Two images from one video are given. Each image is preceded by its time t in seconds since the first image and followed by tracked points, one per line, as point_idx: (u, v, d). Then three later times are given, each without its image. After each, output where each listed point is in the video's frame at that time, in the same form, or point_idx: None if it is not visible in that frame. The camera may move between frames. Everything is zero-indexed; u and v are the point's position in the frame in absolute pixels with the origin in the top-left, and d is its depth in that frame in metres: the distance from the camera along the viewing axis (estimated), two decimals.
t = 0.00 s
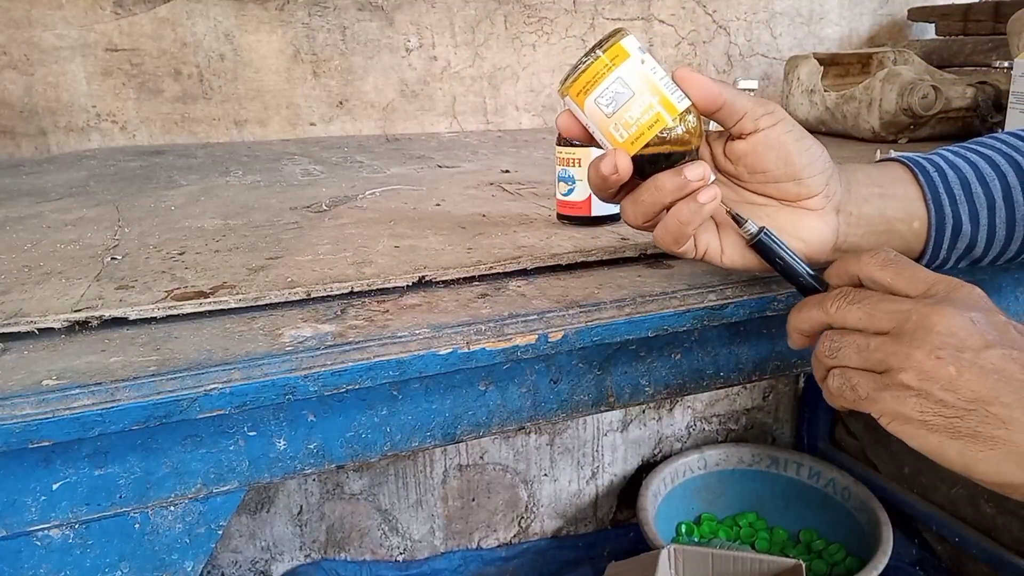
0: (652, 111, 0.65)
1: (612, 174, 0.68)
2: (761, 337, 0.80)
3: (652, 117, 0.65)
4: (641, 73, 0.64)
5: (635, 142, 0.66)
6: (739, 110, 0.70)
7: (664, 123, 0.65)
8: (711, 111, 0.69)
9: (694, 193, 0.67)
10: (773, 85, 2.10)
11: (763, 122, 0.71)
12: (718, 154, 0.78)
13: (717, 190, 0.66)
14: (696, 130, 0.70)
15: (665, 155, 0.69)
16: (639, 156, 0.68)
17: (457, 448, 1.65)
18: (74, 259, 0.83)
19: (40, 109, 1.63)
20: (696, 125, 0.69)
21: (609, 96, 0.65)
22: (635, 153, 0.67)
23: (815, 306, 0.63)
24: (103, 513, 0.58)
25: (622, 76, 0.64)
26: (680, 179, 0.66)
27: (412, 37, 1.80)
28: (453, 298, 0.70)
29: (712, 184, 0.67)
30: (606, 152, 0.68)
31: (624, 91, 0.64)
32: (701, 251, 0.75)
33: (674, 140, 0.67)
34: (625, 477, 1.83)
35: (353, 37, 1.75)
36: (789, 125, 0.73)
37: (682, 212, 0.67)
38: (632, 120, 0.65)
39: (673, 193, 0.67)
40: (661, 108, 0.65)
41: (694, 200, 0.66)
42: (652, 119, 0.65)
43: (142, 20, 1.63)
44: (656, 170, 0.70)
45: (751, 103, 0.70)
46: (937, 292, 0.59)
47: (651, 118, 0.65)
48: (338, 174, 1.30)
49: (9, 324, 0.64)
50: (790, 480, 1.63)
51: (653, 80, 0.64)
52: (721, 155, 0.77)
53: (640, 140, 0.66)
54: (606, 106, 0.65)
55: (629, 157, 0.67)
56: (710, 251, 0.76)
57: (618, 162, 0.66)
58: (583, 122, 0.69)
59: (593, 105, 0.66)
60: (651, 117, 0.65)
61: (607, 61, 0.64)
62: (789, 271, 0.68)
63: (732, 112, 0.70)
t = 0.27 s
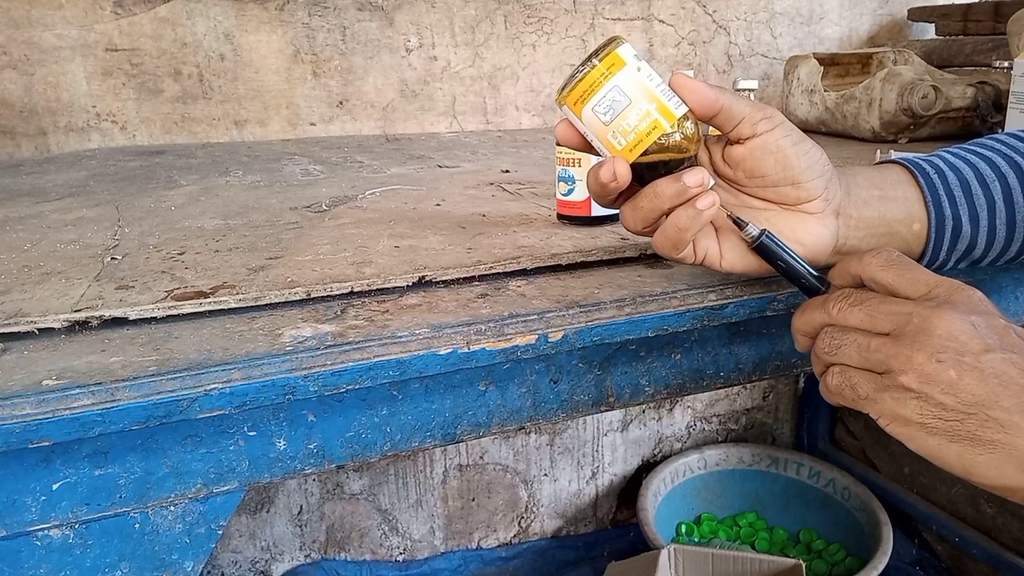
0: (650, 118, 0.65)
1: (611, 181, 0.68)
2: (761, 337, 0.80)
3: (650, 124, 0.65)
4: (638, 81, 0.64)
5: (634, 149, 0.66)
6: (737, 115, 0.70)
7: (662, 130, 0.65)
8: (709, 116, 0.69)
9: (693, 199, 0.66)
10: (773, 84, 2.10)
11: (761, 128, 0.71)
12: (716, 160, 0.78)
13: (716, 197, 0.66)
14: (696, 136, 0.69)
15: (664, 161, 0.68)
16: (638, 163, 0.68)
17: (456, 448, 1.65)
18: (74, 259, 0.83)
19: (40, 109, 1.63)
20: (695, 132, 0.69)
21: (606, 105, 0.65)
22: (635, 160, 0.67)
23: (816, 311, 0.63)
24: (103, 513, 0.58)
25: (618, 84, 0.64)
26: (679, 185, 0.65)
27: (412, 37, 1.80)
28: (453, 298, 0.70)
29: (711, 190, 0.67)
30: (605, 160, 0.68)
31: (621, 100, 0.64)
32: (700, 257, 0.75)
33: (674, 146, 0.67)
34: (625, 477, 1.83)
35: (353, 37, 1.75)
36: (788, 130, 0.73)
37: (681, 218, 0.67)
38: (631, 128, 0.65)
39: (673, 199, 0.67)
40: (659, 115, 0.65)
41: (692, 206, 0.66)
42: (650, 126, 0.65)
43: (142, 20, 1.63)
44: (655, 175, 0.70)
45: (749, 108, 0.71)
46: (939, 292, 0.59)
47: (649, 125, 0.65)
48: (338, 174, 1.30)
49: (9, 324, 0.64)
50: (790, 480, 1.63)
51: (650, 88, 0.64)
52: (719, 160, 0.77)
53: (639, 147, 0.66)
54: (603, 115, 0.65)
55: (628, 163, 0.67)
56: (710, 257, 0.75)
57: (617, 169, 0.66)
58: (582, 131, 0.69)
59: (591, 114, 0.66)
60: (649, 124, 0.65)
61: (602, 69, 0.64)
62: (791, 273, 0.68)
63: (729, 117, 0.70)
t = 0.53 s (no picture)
0: (651, 122, 0.65)
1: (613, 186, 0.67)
2: (761, 337, 0.80)
3: (652, 128, 0.65)
4: (639, 85, 0.64)
5: (636, 153, 0.66)
6: (738, 118, 0.70)
7: (664, 134, 0.65)
8: (711, 119, 0.69)
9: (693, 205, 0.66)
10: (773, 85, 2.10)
11: (763, 131, 0.71)
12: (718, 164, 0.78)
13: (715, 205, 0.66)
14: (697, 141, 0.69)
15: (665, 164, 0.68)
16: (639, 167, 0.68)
17: (456, 448, 1.65)
18: (74, 259, 0.83)
19: (40, 109, 1.63)
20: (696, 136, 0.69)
21: (608, 109, 0.65)
22: (636, 165, 0.67)
23: (823, 313, 0.63)
24: (103, 513, 0.58)
25: (620, 88, 0.64)
26: (679, 191, 0.65)
27: (412, 37, 1.80)
28: (453, 298, 0.70)
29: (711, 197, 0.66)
30: (606, 165, 0.68)
31: (623, 104, 0.64)
32: (700, 263, 0.74)
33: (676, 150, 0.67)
34: (625, 477, 1.83)
35: (353, 37, 1.75)
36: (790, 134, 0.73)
37: (680, 225, 0.67)
38: (632, 132, 0.65)
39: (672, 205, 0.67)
40: (660, 118, 0.64)
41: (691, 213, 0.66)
42: (652, 130, 0.65)
43: (142, 20, 1.63)
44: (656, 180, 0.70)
45: (750, 111, 0.70)
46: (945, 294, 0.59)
47: (651, 129, 0.65)
48: (338, 174, 1.30)
49: (9, 324, 0.64)
50: (790, 480, 1.63)
51: (651, 92, 0.64)
52: (721, 164, 0.77)
53: (641, 151, 0.66)
54: (605, 119, 0.65)
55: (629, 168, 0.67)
56: (710, 263, 0.74)
57: (618, 174, 0.66)
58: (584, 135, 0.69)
59: (592, 118, 0.66)
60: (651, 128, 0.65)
61: (603, 74, 0.64)
62: (794, 275, 0.68)
63: (730, 120, 0.70)
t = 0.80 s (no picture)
0: (649, 124, 0.65)
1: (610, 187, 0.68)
2: (761, 337, 0.80)
3: (649, 129, 0.65)
4: (636, 86, 0.64)
5: (634, 154, 0.66)
6: (735, 118, 0.70)
7: (661, 135, 0.65)
8: (707, 119, 0.70)
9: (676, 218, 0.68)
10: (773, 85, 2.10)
11: (759, 131, 0.71)
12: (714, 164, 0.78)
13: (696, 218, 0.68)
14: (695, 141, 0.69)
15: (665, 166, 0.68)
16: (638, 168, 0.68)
17: (457, 448, 1.65)
18: (74, 259, 0.83)
19: (40, 109, 1.63)
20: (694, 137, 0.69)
21: (605, 111, 0.65)
22: (634, 166, 0.67)
23: (818, 313, 0.63)
24: (103, 513, 0.58)
25: (617, 90, 0.64)
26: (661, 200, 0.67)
27: (412, 37, 1.80)
28: (453, 298, 0.70)
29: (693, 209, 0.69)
30: (604, 165, 0.68)
31: (620, 105, 0.64)
32: (692, 268, 0.75)
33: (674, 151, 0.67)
34: (625, 477, 1.83)
35: (353, 37, 1.75)
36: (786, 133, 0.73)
37: (664, 237, 0.69)
38: (630, 133, 0.65)
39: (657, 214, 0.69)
40: (658, 119, 0.65)
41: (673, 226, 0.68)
42: (649, 131, 0.65)
43: (142, 20, 1.63)
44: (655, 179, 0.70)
45: (746, 111, 0.71)
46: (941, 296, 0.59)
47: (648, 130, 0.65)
48: (338, 174, 1.30)
49: (9, 324, 0.64)
50: (790, 480, 1.63)
51: (648, 93, 0.64)
52: (717, 163, 0.78)
53: (638, 152, 0.66)
54: (602, 121, 0.65)
55: (627, 169, 0.67)
56: (701, 268, 0.75)
57: (615, 175, 0.66)
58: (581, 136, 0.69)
59: (590, 120, 0.66)
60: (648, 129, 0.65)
61: (600, 75, 0.64)
62: (791, 276, 0.68)
63: (727, 120, 0.70)
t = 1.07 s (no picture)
0: (649, 125, 0.65)
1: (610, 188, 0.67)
2: (761, 337, 0.80)
3: (650, 130, 0.65)
4: (636, 87, 0.64)
5: (634, 155, 0.66)
6: (734, 118, 0.71)
7: (661, 136, 0.65)
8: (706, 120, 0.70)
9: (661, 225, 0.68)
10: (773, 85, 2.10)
11: (758, 131, 0.72)
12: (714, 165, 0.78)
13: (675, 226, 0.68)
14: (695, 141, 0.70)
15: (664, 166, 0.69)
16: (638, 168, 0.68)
17: (457, 448, 1.65)
18: (74, 259, 0.83)
19: (40, 109, 1.63)
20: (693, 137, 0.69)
21: (605, 112, 0.65)
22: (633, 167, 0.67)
23: (818, 314, 0.63)
24: (103, 513, 0.58)
25: (617, 91, 0.64)
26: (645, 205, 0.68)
27: (412, 37, 1.80)
28: (453, 298, 0.70)
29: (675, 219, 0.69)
30: (604, 165, 0.68)
31: (619, 106, 0.64)
32: (684, 271, 0.74)
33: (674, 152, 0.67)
34: (625, 477, 1.83)
35: (353, 37, 1.75)
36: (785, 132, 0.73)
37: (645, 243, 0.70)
38: (630, 134, 0.65)
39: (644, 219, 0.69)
40: (658, 120, 0.65)
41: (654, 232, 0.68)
42: (649, 132, 0.65)
43: (142, 20, 1.63)
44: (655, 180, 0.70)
45: (745, 111, 0.71)
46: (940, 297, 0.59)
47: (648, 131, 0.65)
48: (338, 174, 1.30)
49: (9, 324, 0.64)
50: (790, 480, 1.63)
51: (648, 94, 0.64)
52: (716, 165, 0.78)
53: (639, 153, 0.66)
54: (602, 122, 0.65)
55: (627, 169, 0.67)
56: (695, 271, 0.74)
57: (614, 176, 0.66)
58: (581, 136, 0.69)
59: (590, 121, 0.66)
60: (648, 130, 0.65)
61: (600, 76, 0.64)
62: (791, 276, 0.68)
63: (725, 120, 0.70)
